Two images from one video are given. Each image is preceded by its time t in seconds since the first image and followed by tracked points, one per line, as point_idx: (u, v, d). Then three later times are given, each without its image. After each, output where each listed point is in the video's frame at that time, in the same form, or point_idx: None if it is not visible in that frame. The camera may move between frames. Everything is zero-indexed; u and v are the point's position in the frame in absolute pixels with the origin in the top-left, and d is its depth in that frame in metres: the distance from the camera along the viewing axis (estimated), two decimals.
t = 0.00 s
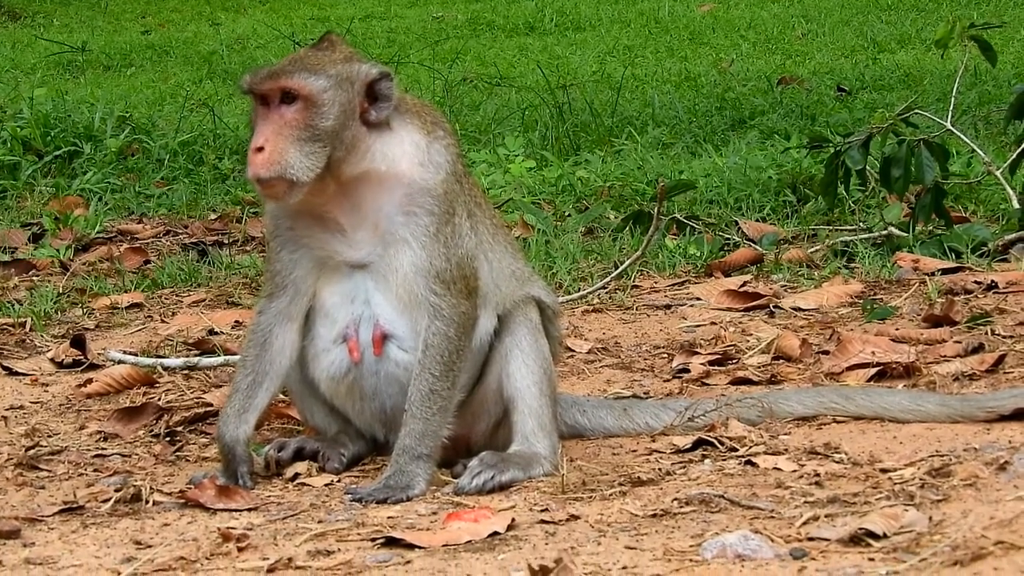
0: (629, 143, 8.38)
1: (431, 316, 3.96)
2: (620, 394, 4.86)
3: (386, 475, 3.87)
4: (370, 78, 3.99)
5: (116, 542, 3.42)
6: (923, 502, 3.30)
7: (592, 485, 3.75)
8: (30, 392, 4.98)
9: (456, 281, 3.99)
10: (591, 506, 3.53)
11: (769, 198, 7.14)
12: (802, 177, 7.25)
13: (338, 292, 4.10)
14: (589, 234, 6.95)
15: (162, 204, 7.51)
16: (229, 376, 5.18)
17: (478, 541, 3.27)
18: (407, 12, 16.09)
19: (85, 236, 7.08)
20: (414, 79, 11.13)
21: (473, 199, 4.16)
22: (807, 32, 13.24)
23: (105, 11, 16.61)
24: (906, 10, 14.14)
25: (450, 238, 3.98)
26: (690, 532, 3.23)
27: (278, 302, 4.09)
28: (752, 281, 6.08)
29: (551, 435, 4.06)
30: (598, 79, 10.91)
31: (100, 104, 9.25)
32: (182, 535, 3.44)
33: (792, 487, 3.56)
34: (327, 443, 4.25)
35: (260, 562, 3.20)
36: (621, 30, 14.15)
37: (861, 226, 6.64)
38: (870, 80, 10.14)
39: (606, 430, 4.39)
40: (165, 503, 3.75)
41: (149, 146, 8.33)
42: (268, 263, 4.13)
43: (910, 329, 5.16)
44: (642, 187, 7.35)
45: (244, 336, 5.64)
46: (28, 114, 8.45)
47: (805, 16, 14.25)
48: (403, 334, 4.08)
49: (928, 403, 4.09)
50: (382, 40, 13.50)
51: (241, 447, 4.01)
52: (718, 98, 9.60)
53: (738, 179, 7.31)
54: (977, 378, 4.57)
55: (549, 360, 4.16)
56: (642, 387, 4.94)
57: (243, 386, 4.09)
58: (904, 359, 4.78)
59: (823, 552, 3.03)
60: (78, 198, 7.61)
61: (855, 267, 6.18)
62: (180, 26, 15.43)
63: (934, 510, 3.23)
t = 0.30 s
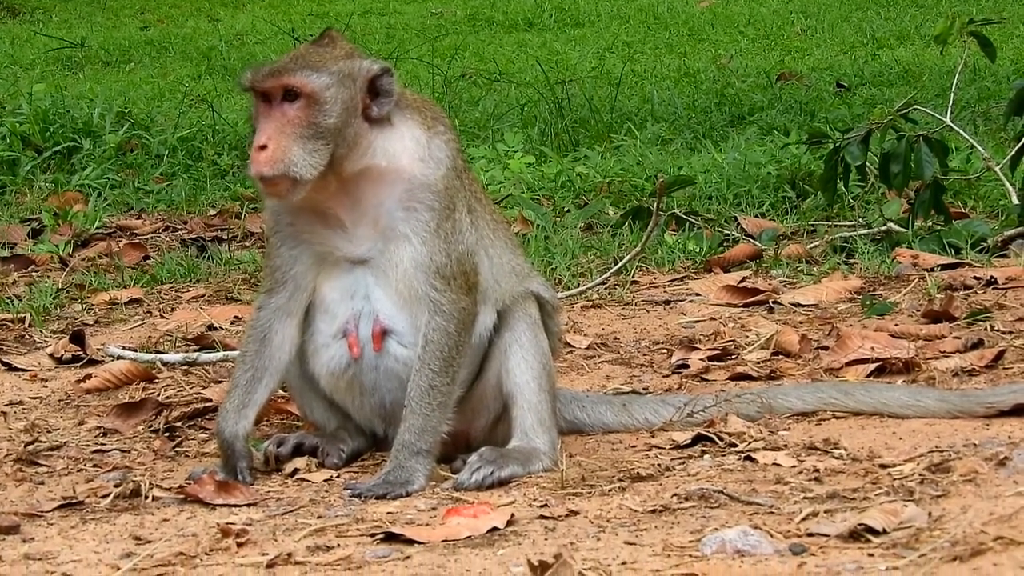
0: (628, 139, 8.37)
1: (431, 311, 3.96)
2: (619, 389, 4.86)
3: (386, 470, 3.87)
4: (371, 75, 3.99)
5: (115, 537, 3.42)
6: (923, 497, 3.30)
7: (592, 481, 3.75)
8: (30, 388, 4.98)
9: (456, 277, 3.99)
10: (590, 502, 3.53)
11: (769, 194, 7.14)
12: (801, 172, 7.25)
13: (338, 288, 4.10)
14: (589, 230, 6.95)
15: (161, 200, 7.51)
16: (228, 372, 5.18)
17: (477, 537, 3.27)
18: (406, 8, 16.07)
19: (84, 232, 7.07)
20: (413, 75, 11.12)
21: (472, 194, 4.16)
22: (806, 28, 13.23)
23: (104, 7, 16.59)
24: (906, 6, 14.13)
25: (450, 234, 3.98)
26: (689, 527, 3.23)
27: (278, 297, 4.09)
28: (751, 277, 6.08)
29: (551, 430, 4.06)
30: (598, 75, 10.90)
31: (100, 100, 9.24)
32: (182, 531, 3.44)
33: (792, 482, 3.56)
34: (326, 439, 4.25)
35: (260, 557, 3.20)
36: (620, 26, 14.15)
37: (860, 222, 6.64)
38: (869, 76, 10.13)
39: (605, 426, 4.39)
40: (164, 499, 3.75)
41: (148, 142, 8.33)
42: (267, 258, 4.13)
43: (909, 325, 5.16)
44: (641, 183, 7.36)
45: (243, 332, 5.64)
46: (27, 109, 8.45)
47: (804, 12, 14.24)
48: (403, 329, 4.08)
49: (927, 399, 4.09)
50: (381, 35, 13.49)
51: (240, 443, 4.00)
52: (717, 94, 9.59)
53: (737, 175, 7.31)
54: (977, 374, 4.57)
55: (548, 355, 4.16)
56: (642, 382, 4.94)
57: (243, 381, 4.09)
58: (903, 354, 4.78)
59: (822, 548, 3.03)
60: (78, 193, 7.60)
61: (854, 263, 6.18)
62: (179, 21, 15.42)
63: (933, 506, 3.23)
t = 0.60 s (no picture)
0: (628, 135, 8.37)
1: (432, 307, 3.96)
2: (619, 384, 4.86)
3: (386, 465, 3.87)
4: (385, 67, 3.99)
5: (116, 533, 3.42)
6: (923, 492, 3.30)
7: (592, 476, 3.75)
8: (29, 384, 4.98)
9: (457, 273, 3.99)
10: (591, 497, 3.53)
11: (769, 189, 7.13)
12: (801, 168, 7.25)
13: (337, 284, 4.10)
14: (589, 225, 6.95)
15: (161, 197, 7.50)
16: (228, 368, 5.18)
17: (478, 532, 3.27)
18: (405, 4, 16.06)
19: (83, 229, 7.07)
20: (412, 72, 11.11)
21: (472, 191, 4.16)
22: (805, 24, 13.22)
23: (103, 4, 16.56)
24: (905, 3, 14.12)
25: (452, 230, 3.99)
26: (689, 522, 3.23)
27: (278, 293, 4.10)
28: (751, 272, 6.08)
29: (550, 426, 4.05)
30: (597, 71, 10.90)
31: (99, 97, 9.24)
32: (182, 527, 3.44)
33: (792, 477, 3.56)
34: (326, 435, 4.26)
35: (260, 553, 3.20)
36: (619, 22, 14.14)
37: (860, 217, 6.64)
38: (869, 71, 10.12)
39: (606, 421, 4.39)
40: (165, 494, 3.75)
41: (147, 138, 8.32)
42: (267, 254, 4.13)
43: (909, 320, 5.16)
44: (641, 179, 7.36)
45: (244, 328, 5.64)
46: (26, 106, 8.44)
47: (803, 7, 14.24)
48: (403, 325, 4.08)
49: (928, 394, 4.09)
50: (381, 32, 13.48)
51: (241, 439, 4.00)
52: (717, 90, 9.59)
53: (736, 170, 7.31)
54: (977, 369, 4.57)
55: (548, 350, 4.16)
56: (642, 378, 4.94)
57: (243, 377, 4.09)
58: (903, 349, 4.78)
59: (823, 542, 3.03)
60: (77, 190, 7.60)
61: (854, 258, 6.18)
62: (178, 18, 15.40)
63: (934, 501, 3.23)
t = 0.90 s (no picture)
0: (627, 131, 8.37)
1: (441, 304, 3.97)
2: (619, 380, 4.86)
3: (387, 462, 3.87)
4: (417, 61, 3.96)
5: (116, 530, 3.42)
6: (924, 487, 3.30)
7: (592, 472, 3.75)
8: (29, 381, 4.98)
9: (467, 271, 4.01)
10: (591, 493, 3.53)
11: (769, 185, 7.13)
12: (800, 164, 7.25)
13: (345, 280, 4.10)
14: (589, 222, 6.94)
15: (160, 194, 7.50)
16: (228, 365, 5.18)
17: (479, 528, 3.27)
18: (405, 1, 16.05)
19: (83, 226, 7.06)
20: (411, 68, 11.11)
21: (480, 189, 4.18)
22: (805, 19, 13.22)
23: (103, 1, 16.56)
24: None
25: (464, 229, 4.01)
26: (689, 518, 3.23)
27: (285, 289, 4.09)
28: (751, 268, 6.08)
29: (551, 422, 4.06)
30: (597, 67, 10.89)
31: (99, 94, 9.24)
32: (183, 523, 3.44)
33: (793, 473, 3.56)
34: (327, 431, 4.25)
35: (261, 549, 3.20)
36: (619, 19, 14.14)
37: (860, 213, 6.64)
38: (868, 67, 10.12)
39: (606, 417, 4.39)
40: (165, 491, 3.75)
41: (147, 135, 8.32)
42: (274, 248, 4.12)
43: (909, 316, 5.16)
44: (641, 174, 7.35)
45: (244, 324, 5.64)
46: (26, 104, 8.44)
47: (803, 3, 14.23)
48: (409, 322, 4.09)
49: (928, 389, 4.09)
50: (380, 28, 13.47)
51: (244, 436, 4.00)
52: (717, 86, 9.58)
53: (736, 166, 7.31)
54: (977, 364, 4.57)
55: (550, 347, 4.16)
56: (642, 374, 4.94)
57: (247, 373, 4.08)
58: (904, 345, 4.78)
59: (823, 538, 3.03)
60: (77, 187, 7.59)
61: (854, 254, 6.18)
62: (178, 15, 15.39)
63: (934, 496, 3.23)
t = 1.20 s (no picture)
0: (626, 129, 8.36)
1: (447, 304, 3.99)
2: (618, 378, 4.86)
3: (386, 459, 3.87)
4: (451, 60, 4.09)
5: (115, 527, 3.42)
6: (923, 485, 3.30)
7: (591, 470, 3.75)
8: (29, 379, 4.98)
9: (474, 272, 4.03)
10: (590, 491, 3.53)
11: (768, 182, 7.13)
12: (799, 161, 7.24)
13: (349, 278, 4.09)
14: (588, 219, 6.94)
15: (159, 191, 7.50)
16: (228, 362, 5.18)
17: (477, 526, 3.27)
18: None
19: (82, 224, 7.06)
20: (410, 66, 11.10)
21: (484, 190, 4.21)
22: (804, 17, 13.21)
23: None
24: None
25: (473, 230, 4.03)
26: (689, 516, 3.23)
27: (290, 289, 4.07)
28: (750, 265, 6.08)
29: (550, 419, 4.05)
30: (596, 65, 10.89)
31: (98, 92, 9.23)
32: (182, 521, 3.44)
33: (792, 471, 3.56)
34: (326, 428, 4.25)
35: (260, 547, 3.20)
36: (618, 16, 14.14)
37: (859, 211, 6.64)
38: (867, 65, 10.12)
39: (605, 414, 4.39)
40: (165, 489, 3.75)
41: (146, 133, 8.32)
42: (279, 245, 4.10)
43: (909, 313, 5.16)
44: (640, 172, 7.35)
45: (243, 322, 5.64)
46: (25, 101, 8.44)
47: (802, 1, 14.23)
48: (413, 320, 4.10)
49: (928, 387, 4.09)
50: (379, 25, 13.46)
51: (246, 434, 4.00)
52: (716, 84, 9.58)
53: (735, 164, 7.31)
54: (976, 362, 4.57)
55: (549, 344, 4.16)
56: (641, 371, 4.94)
57: (250, 371, 4.07)
58: (903, 342, 4.78)
59: (822, 536, 3.03)
60: (76, 185, 7.59)
61: (853, 251, 6.18)
62: (177, 12, 15.39)
63: (933, 494, 3.23)
